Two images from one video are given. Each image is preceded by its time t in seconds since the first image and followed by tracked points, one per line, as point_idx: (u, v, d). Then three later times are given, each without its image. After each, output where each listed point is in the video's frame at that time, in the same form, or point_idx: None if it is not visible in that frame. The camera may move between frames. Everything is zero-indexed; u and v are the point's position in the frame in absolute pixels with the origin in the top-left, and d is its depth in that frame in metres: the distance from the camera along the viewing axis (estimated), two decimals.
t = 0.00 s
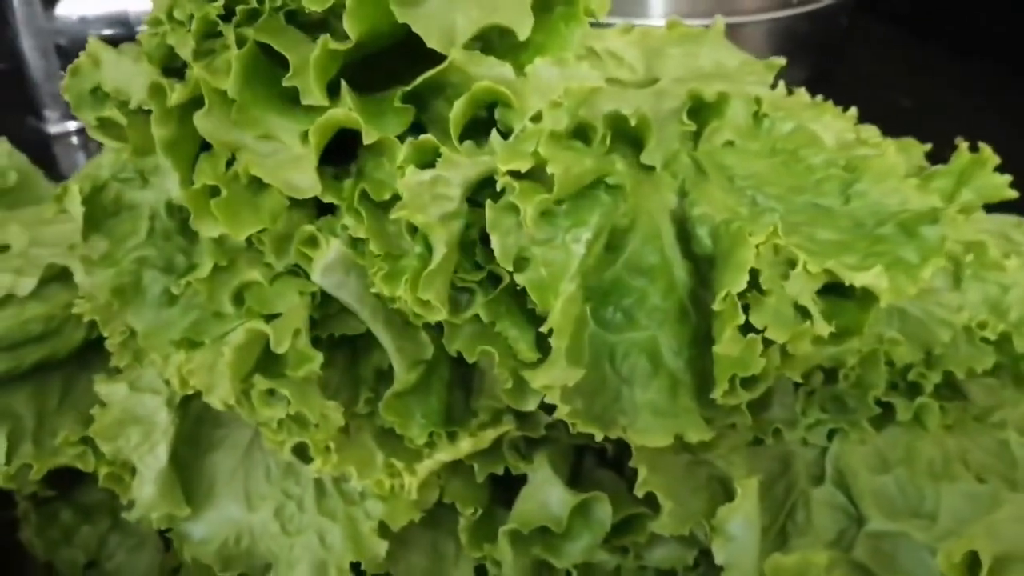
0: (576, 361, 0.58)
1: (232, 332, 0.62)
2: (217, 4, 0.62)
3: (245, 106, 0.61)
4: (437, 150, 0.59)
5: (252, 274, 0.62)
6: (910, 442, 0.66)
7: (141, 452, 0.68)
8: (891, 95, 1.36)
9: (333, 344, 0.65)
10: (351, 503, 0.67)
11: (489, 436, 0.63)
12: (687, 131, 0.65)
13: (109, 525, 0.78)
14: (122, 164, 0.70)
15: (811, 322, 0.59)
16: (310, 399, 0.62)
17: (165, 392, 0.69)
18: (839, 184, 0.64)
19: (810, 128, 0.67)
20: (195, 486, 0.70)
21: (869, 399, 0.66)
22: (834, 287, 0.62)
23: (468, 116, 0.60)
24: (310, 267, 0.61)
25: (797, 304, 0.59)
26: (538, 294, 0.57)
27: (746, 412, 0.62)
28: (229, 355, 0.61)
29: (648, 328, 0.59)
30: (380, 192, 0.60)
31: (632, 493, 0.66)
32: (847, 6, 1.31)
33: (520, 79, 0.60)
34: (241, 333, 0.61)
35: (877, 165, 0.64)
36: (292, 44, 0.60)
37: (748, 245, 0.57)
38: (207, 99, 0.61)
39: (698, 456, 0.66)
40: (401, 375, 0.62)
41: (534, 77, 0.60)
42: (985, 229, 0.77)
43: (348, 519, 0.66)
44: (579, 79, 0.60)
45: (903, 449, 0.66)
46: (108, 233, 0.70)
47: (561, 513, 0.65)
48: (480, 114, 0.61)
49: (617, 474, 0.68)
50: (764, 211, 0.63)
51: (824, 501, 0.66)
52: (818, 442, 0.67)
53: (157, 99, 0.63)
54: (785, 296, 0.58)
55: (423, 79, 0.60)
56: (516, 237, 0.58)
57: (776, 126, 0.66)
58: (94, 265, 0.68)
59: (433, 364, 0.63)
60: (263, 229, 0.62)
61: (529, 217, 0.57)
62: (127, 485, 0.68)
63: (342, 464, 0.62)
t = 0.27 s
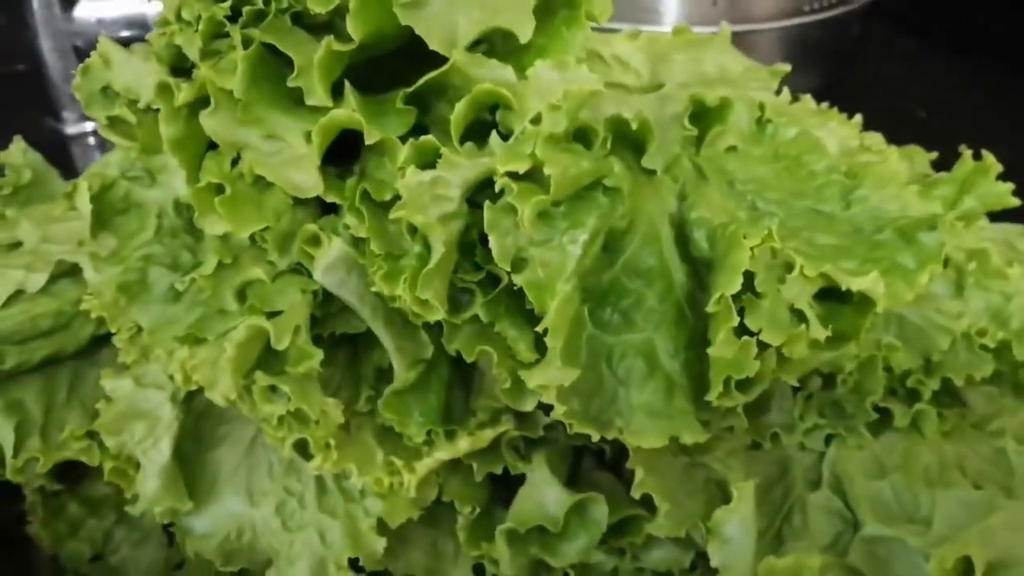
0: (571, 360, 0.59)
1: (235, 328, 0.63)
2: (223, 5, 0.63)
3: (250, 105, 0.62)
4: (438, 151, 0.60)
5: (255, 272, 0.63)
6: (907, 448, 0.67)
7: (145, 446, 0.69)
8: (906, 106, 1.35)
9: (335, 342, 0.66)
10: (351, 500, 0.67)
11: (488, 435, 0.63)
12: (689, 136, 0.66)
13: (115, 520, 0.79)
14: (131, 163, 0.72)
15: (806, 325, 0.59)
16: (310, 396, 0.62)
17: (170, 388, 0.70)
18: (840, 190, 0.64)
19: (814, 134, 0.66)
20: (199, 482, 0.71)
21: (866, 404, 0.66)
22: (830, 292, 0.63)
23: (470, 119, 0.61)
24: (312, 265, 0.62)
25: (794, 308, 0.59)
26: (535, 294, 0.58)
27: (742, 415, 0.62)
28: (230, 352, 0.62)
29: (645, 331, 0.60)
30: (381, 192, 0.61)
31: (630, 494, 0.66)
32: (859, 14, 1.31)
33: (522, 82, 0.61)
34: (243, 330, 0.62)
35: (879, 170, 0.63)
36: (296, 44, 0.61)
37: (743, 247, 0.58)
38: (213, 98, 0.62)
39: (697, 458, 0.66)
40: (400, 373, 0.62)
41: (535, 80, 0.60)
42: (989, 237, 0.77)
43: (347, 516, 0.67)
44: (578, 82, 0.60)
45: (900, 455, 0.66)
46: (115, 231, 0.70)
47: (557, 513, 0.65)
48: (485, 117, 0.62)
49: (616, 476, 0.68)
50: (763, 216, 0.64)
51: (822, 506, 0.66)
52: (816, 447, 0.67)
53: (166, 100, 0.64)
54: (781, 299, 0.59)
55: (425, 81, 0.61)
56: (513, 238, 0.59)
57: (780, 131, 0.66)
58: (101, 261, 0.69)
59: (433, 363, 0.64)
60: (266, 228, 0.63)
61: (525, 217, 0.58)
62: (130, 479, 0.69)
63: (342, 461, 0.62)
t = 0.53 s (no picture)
0: (576, 359, 0.57)
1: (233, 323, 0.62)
2: None
3: (253, 95, 0.61)
4: (444, 145, 0.59)
5: (256, 266, 0.62)
6: (916, 453, 0.66)
7: (140, 443, 0.69)
8: (915, 112, 1.34)
9: (337, 337, 0.65)
10: (351, 500, 0.66)
11: (491, 435, 0.62)
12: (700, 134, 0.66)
13: (110, 519, 0.78)
14: (131, 155, 0.71)
15: (816, 326, 0.58)
16: (310, 393, 0.61)
17: (167, 385, 0.68)
18: (851, 190, 0.63)
19: (825, 134, 0.65)
20: (195, 481, 0.70)
21: (876, 408, 0.65)
22: (840, 292, 0.61)
23: (477, 113, 0.60)
24: (314, 259, 0.61)
25: (804, 308, 0.58)
26: (539, 291, 0.57)
27: (750, 417, 0.61)
28: (228, 347, 0.60)
29: (652, 331, 0.59)
30: (385, 185, 0.60)
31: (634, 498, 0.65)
32: (869, 18, 1.30)
33: (529, 75, 0.60)
34: (241, 324, 0.61)
35: (890, 171, 0.63)
36: (301, 34, 0.61)
37: (753, 246, 0.57)
38: (214, 88, 0.61)
39: (703, 462, 0.65)
40: (402, 371, 0.61)
41: (544, 74, 0.59)
42: (1002, 242, 0.75)
43: (347, 516, 0.66)
44: (585, 77, 0.59)
45: (909, 459, 0.65)
46: (115, 223, 0.70)
47: (561, 516, 0.64)
48: (493, 111, 0.61)
49: (621, 478, 0.67)
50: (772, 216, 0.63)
51: (828, 511, 0.65)
52: (824, 451, 0.66)
53: (166, 89, 0.63)
54: (791, 299, 0.58)
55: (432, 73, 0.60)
56: (518, 234, 0.58)
57: (790, 131, 0.65)
58: (100, 254, 0.68)
59: (436, 361, 0.63)
60: (267, 221, 0.62)
61: (531, 210, 0.57)
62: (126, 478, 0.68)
63: (342, 459, 0.61)
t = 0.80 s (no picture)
0: (594, 361, 0.55)
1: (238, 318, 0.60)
2: None
3: (262, 81, 0.59)
4: (461, 137, 0.57)
5: (262, 259, 0.60)
6: (942, 464, 0.64)
7: (141, 440, 0.67)
8: (934, 115, 1.31)
9: (346, 332, 0.62)
10: (357, 502, 0.64)
11: (504, 438, 0.60)
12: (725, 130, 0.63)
13: (109, 518, 0.76)
14: (135, 143, 0.68)
15: (845, 330, 0.55)
16: (317, 392, 0.59)
17: (169, 380, 0.66)
18: (878, 192, 0.62)
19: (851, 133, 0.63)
20: (197, 481, 0.68)
21: (902, 416, 0.62)
22: (869, 295, 0.59)
23: (495, 104, 0.58)
24: (324, 253, 0.59)
25: (832, 311, 0.56)
26: (557, 289, 0.55)
27: (773, 423, 0.58)
28: (233, 343, 0.58)
29: (673, 332, 0.56)
30: (398, 177, 0.58)
31: (650, 504, 0.63)
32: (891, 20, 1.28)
33: (549, 65, 0.58)
34: (246, 320, 0.58)
35: (918, 171, 0.62)
36: (313, 19, 0.58)
37: (781, 245, 0.55)
38: (222, 74, 0.59)
39: (723, 469, 0.63)
40: (413, 370, 0.59)
41: (564, 65, 0.57)
42: None
43: (353, 519, 0.64)
44: (609, 67, 0.57)
45: (934, 469, 0.63)
46: (120, 213, 0.68)
47: (575, 523, 0.62)
48: (511, 104, 0.59)
49: (638, 484, 0.64)
50: (798, 216, 0.61)
51: (852, 521, 0.63)
52: (847, 459, 0.63)
53: (172, 75, 0.61)
54: (819, 301, 0.56)
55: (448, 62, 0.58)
56: (537, 229, 0.55)
57: (815, 129, 0.63)
58: (102, 244, 0.66)
59: (448, 360, 0.60)
60: (275, 213, 0.59)
61: (551, 205, 0.54)
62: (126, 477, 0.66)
63: (350, 461, 0.59)
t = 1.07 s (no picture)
0: (600, 368, 0.54)
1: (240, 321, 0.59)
2: None
3: (263, 81, 0.58)
4: (465, 138, 0.56)
5: (263, 261, 0.59)
6: (956, 472, 0.63)
7: (142, 443, 0.66)
8: (948, 115, 1.30)
9: (348, 337, 0.61)
10: (361, 508, 0.63)
11: (509, 443, 0.58)
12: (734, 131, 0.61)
13: (111, 520, 0.75)
14: (136, 142, 0.67)
15: (857, 337, 0.54)
16: (319, 396, 0.58)
17: (170, 383, 0.66)
18: (892, 194, 0.60)
19: (865, 133, 0.62)
20: (199, 485, 0.67)
21: (915, 423, 0.61)
22: (881, 302, 0.58)
23: (501, 104, 0.57)
24: (326, 256, 0.58)
25: (843, 317, 0.55)
26: (563, 294, 0.54)
27: (783, 430, 0.57)
28: (235, 346, 0.58)
29: (681, 338, 0.56)
30: (402, 180, 0.57)
31: (657, 511, 0.62)
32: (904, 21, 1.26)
33: (556, 65, 0.56)
34: (248, 322, 0.58)
35: (933, 172, 0.61)
36: (315, 18, 0.57)
37: (794, 249, 0.53)
38: (223, 73, 0.58)
39: (732, 475, 0.62)
40: (417, 375, 0.58)
41: (571, 64, 0.56)
42: None
43: (357, 524, 0.63)
44: (617, 67, 0.56)
45: (948, 477, 0.63)
46: (121, 214, 0.67)
47: (581, 530, 0.60)
48: (517, 103, 0.58)
49: (645, 490, 0.63)
50: (810, 218, 0.60)
51: (862, 529, 0.62)
52: (858, 465, 0.62)
53: (173, 74, 0.61)
54: (831, 307, 0.54)
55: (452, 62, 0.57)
56: (542, 232, 0.54)
57: (828, 130, 0.61)
58: (103, 245, 0.65)
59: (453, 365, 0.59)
60: (276, 214, 0.59)
61: (556, 208, 0.53)
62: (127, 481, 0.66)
63: (352, 465, 0.58)
